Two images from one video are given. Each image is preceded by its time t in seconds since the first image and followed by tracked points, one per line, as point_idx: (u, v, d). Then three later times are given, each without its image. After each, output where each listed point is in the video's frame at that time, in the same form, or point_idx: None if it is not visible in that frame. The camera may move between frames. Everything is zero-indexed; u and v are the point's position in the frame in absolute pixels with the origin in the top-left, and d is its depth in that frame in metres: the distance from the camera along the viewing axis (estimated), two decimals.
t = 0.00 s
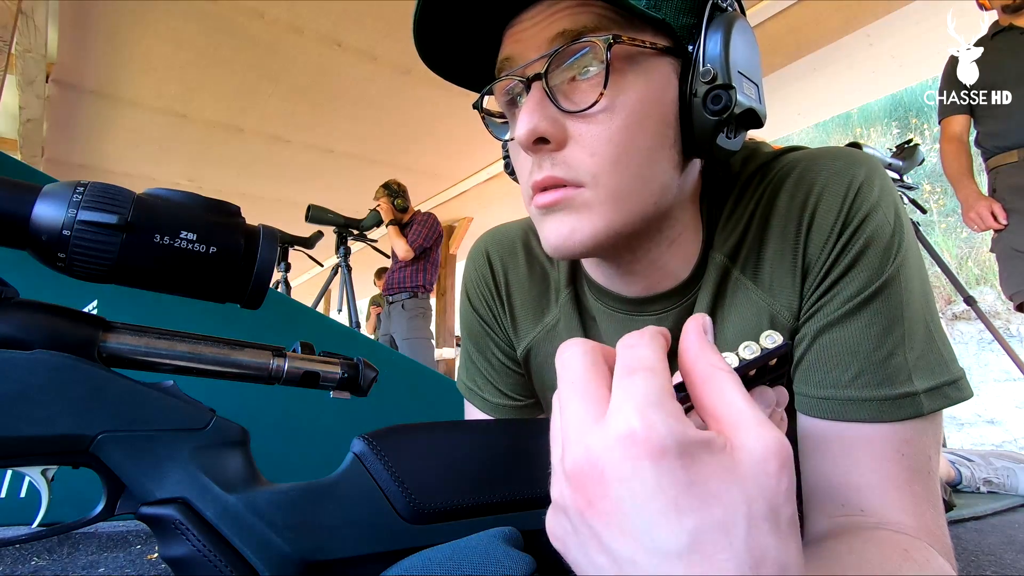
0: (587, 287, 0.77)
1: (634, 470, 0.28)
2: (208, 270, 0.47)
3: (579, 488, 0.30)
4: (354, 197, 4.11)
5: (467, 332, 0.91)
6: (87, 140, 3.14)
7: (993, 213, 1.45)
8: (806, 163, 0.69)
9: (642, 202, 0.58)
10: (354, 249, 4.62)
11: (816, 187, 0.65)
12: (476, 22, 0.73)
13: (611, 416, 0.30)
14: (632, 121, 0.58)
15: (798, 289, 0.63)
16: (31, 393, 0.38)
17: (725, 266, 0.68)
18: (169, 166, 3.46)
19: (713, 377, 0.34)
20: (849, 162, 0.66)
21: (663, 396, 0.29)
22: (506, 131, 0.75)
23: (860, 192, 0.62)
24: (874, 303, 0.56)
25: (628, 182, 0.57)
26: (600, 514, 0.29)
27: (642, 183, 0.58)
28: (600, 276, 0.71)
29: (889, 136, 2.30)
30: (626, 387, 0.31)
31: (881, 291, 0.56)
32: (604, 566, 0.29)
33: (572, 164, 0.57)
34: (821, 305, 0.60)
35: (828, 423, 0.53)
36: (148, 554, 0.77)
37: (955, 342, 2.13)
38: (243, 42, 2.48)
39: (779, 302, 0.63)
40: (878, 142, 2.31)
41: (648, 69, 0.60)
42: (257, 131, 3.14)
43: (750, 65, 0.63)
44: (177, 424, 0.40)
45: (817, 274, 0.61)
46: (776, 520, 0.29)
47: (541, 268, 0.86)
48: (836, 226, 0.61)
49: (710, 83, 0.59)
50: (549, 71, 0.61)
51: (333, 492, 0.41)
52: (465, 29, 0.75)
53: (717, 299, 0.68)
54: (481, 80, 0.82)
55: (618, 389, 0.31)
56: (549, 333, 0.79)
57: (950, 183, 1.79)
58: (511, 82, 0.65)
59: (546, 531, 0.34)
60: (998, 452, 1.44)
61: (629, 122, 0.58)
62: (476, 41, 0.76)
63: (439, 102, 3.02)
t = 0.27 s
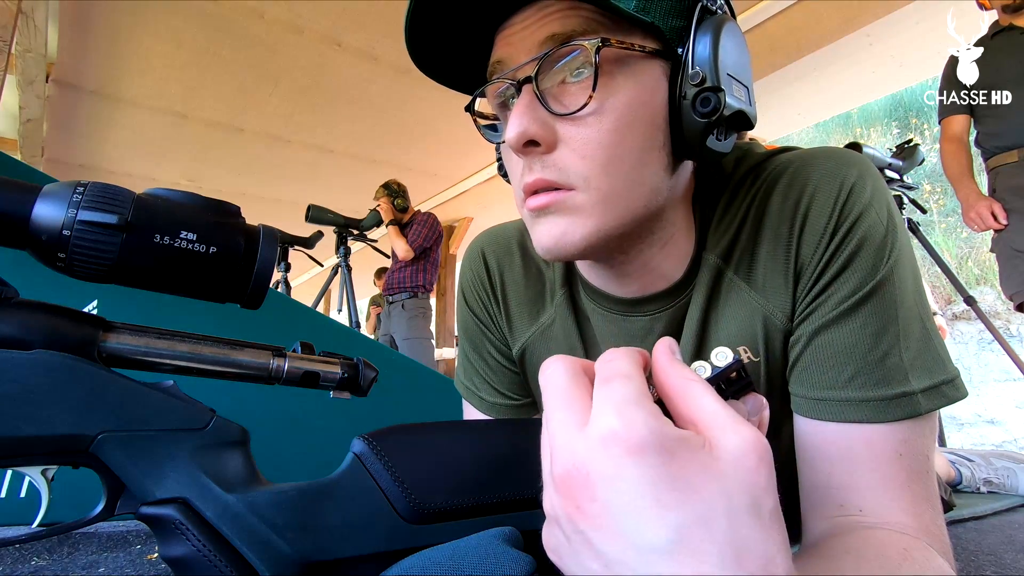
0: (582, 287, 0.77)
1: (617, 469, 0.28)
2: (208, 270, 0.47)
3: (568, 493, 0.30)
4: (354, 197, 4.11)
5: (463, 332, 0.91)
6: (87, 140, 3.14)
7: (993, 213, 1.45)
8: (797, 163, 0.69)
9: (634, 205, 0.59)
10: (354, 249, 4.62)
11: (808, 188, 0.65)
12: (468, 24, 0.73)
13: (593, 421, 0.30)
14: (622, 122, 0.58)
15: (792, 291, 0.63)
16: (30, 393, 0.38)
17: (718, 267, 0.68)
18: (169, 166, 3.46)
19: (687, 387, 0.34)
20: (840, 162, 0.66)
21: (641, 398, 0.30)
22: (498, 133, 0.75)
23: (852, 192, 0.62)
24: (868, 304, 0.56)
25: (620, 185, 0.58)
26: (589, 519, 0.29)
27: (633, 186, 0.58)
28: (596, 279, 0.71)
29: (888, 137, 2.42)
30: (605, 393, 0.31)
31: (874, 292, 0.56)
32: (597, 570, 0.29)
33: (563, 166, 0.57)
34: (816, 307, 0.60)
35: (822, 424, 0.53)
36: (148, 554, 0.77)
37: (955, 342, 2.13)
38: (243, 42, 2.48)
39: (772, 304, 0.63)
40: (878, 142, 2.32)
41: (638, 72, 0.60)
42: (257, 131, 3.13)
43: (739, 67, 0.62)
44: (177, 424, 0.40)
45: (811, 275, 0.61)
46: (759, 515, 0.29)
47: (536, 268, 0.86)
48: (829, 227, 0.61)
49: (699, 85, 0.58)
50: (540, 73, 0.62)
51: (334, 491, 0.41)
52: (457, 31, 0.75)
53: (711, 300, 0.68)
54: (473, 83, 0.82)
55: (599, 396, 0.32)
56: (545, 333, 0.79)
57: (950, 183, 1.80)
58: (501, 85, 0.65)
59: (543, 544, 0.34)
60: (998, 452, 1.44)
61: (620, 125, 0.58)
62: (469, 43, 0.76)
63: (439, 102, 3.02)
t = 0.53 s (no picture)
0: (576, 287, 0.77)
1: (603, 475, 0.28)
2: (207, 270, 0.47)
3: (557, 505, 0.30)
4: (354, 197, 4.11)
5: (459, 332, 0.91)
6: (87, 140, 3.14)
7: (993, 213, 1.45)
8: (789, 163, 0.69)
9: (629, 206, 0.59)
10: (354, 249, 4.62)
11: (800, 188, 0.65)
12: (463, 23, 0.73)
13: (580, 430, 0.31)
14: (617, 125, 0.58)
15: (785, 292, 0.63)
16: (30, 393, 0.38)
17: (711, 269, 0.68)
18: (169, 166, 3.46)
19: (671, 394, 0.34)
20: (831, 162, 0.66)
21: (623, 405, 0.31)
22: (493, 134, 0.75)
23: (845, 192, 0.62)
24: (861, 304, 0.56)
25: (615, 187, 0.58)
26: (579, 529, 0.29)
27: (629, 188, 0.59)
28: (591, 282, 0.71)
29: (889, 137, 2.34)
30: (587, 403, 0.32)
31: (867, 292, 0.56)
32: None
33: (559, 169, 0.57)
34: (808, 308, 0.60)
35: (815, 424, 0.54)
36: (148, 554, 0.77)
37: (955, 342, 2.13)
38: (243, 42, 2.48)
39: (765, 305, 0.63)
40: (878, 142, 2.34)
41: (633, 74, 0.60)
42: (257, 131, 3.13)
43: (733, 69, 0.63)
44: (177, 424, 0.40)
45: (803, 277, 0.61)
46: (744, 511, 0.29)
47: (531, 268, 0.86)
48: (821, 227, 0.61)
49: (693, 87, 0.59)
50: (534, 74, 0.61)
51: (334, 491, 0.41)
52: (452, 31, 0.75)
53: (705, 301, 0.68)
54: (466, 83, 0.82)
55: (581, 406, 0.32)
56: (540, 332, 0.79)
57: (950, 183, 1.80)
58: (496, 86, 0.65)
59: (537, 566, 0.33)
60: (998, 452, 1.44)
61: (616, 126, 0.58)
62: (462, 43, 0.76)
63: (439, 102, 3.02)
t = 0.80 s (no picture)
0: (572, 288, 0.77)
1: (598, 493, 0.28)
2: (207, 270, 0.47)
3: (548, 520, 0.30)
4: (354, 197, 4.11)
5: (456, 332, 0.91)
6: (87, 140, 3.14)
7: (993, 213, 1.45)
8: (783, 163, 0.69)
9: (628, 208, 0.59)
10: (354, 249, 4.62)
11: (795, 189, 0.65)
12: (459, 24, 0.73)
13: (571, 440, 0.30)
14: (616, 126, 0.58)
15: (781, 293, 0.63)
16: (30, 392, 0.38)
17: (706, 270, 0.68)
18: (169, 166, 3.46)
19: (655, 393, 0.33)
20: (826, 162, 0.66)
21: (617, 409, 0.30)
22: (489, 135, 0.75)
23: (840, 191, 0.62)
24: (858, 304, 0.56)
25: (614, 188, 0.58)
26: (572, 544, 0.29)
27: (627, 189, 0.59)
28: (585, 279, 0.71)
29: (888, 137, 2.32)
30: (577, 412, 0.31)
31: (863, 293, 0.56)
32: None
33: (558, 171, 0.57)
34: (805, 309, 0.60)
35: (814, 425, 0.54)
36: (148, 554, 0.77)
37: (955, 342, 2.13)
38: (243, 41, 2.48)
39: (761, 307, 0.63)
40: (878, 142, 2.34)
41: (631, 77, 0.60)
42: (257, 131, 3.13)
43: (729, 72, 0.63)
44: (177, 424, 0.40)
45: (799, 277, 0.61)
46: (734, 516, 0.29)
47: (528, 268, 0.86)
48: (816, 227, 0.61)
49: (690, 90, 0.59)
50: (533, 76, 0.61)
51: (334, 491, 0.41)
52: (448, 31, 0.75)
53: (700, 302, 0.68)
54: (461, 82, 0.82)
55: (570, 416, 0.31)
56: (536, 333, 0.79)
57: (950, 183, 1.80)
58: (493, 88, 0.65)
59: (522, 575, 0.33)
60: (998, 452, 1.44)
61: (615, 128, 0.58)
62: (459, 42, 0.76)
63: (439, 102, 3.02)
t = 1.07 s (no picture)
0: (570, 289, 0.77)
1: None
2: (208, 270, 0.47)
3: None
4: (354, 198, 4.11)
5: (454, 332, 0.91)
6: (87, 140, 3.14)
7: (993, 213, 1.45)
8: (780, 164, 0.69)
9: (636, 219, 0.60)
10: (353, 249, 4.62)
11: (791, 189, 0.65)
12: (447, 37, 0.70)
13: None
14: (623, 139, 0.58)
15: (779, 294, 0.63)
16: (30, 392, 0.38)
17: (704, 271, 0.68)
18: (168, 166, 3.46)
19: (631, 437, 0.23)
20: (822, 162, 0.66)
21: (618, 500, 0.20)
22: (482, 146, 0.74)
23: (836, 192, 0.62)
24: (854, 305, 0.56)
25: (625, 202, 0.58)
26: None
27: (636, 201, 0.59)
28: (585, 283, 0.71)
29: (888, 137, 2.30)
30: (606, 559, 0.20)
31: (860, 293, 0.56)
32: None
33: (571, 189, 0.57)
34: (802, 310, 0.60)
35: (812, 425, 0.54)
36: (148, 554, 0.77)
37: (955, 342, 2.13)
38: (243, 42, 2.48)
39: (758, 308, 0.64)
40: (878, 142, 2.31)
41: (634, 90, 0.60)
42: (257, 131, 3.13)
43: (722, 72, 0.64)
44: (177, 424, 0.40)
45: (796, 278, 0.61)
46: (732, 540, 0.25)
47: (525, 268, 0.86)
48: (813, 228, 0.61)
49: (691, 95, 0.60)
50: (534, 95, 0.59)
51: (333, 491, 0.41)
52: (436, 46, 0.73)
53: (698, 303, 0.68)
54: (446, 96, 0.80)
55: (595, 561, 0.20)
56: (535, 333, 0.79)
57: (950, 184, 1.80)
58: (491, 108, 0.63)
59: None
60: (998, 452, 1.44)
61: (622, 142, 0.58)
62: (447, 57, 0.73)
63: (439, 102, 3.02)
